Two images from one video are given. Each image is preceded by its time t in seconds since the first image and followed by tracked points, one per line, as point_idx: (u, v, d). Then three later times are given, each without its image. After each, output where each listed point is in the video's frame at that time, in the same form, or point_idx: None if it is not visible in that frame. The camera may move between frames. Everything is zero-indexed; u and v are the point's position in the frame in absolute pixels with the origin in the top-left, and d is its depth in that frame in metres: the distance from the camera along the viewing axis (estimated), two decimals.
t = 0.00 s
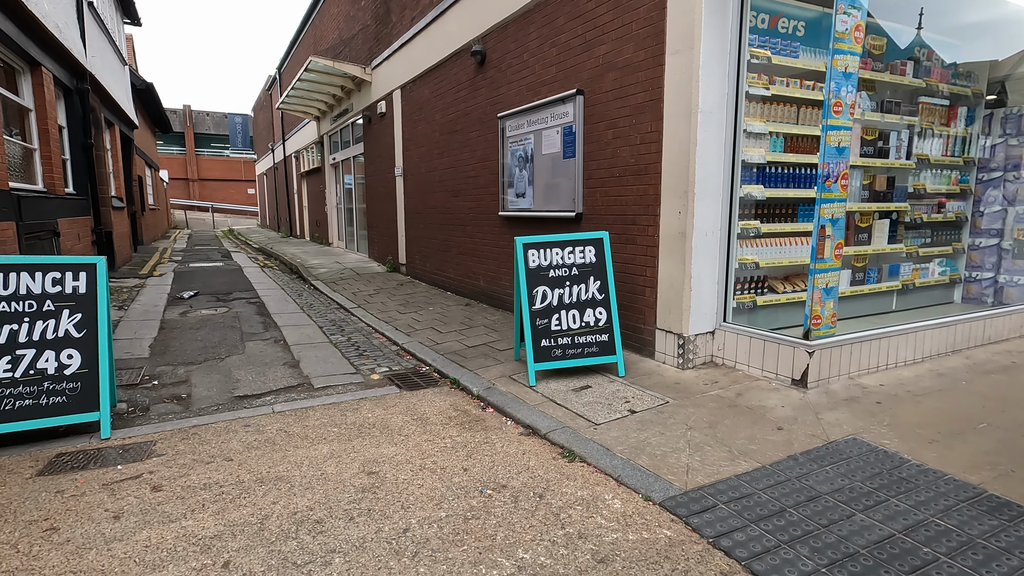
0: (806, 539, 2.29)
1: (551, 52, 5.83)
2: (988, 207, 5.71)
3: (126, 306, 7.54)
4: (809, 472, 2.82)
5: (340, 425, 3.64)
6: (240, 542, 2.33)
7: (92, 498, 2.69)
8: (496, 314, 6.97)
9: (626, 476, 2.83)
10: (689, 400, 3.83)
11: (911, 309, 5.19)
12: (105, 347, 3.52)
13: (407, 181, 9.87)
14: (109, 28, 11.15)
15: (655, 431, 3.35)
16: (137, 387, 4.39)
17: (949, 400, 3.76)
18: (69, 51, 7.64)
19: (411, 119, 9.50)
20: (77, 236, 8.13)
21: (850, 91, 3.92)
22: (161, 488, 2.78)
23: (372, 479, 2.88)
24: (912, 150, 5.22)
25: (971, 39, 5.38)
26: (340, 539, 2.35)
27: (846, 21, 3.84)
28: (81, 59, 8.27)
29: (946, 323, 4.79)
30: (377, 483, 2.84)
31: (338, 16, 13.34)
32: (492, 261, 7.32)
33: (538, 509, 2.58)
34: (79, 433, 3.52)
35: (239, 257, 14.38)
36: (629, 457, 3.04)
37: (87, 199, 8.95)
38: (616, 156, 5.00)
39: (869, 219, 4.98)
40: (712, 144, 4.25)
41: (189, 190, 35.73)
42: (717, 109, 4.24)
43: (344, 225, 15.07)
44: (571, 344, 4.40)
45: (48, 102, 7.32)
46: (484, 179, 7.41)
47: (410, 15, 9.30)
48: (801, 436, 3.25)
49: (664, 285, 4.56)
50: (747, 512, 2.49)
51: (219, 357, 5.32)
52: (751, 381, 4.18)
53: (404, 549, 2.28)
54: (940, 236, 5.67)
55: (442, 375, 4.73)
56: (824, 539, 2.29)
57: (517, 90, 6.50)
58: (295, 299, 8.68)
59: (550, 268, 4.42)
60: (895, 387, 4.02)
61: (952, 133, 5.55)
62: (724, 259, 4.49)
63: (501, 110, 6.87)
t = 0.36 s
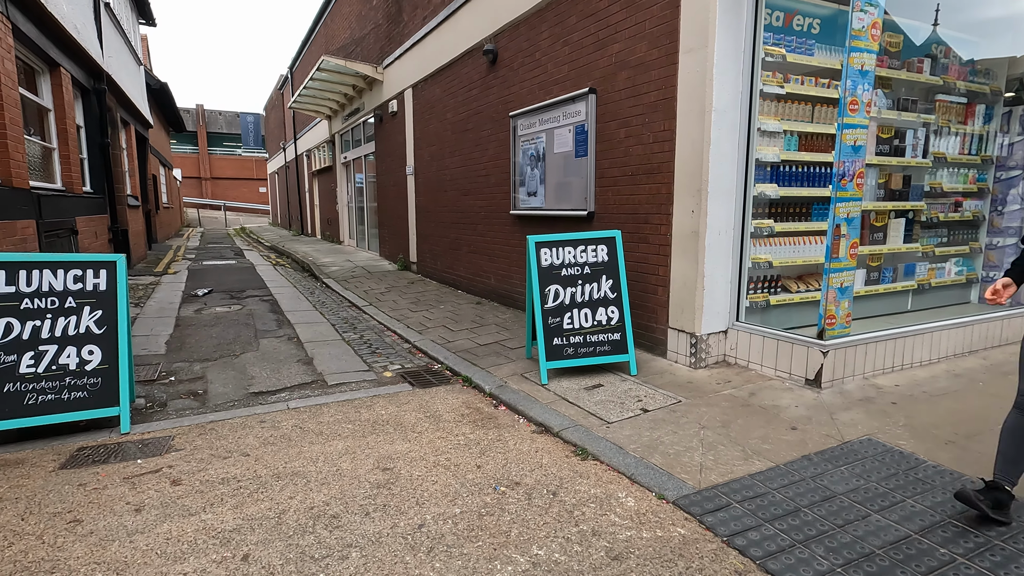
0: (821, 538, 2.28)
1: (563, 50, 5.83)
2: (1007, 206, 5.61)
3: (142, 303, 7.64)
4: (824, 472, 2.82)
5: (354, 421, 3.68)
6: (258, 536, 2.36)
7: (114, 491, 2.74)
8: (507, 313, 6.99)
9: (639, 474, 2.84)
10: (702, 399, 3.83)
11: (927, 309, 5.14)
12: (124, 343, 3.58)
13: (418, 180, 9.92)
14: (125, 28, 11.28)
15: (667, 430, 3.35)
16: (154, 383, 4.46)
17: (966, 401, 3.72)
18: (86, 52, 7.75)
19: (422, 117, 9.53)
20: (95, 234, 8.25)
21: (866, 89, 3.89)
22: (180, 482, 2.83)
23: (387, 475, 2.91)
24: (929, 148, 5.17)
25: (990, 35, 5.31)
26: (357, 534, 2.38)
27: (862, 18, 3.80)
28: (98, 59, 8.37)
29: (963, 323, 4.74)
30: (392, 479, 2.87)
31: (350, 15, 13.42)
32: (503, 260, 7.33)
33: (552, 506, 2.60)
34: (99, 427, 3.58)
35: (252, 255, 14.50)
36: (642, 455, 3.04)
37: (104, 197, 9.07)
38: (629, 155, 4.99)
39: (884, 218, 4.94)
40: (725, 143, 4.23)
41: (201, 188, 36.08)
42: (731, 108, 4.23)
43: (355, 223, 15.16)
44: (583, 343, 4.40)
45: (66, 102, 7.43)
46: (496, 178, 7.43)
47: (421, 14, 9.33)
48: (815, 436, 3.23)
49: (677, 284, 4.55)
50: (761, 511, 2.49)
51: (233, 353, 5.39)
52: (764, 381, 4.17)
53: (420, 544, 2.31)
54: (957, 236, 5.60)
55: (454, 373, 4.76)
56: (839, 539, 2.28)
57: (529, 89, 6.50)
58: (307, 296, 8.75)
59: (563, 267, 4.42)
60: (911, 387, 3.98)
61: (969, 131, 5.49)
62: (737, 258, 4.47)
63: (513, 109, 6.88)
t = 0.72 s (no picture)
0: (823, 539, 2.27)
1: (566, 48, 5.82)
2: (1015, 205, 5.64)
3: (146, 301, 7.66)
4: (827, 472, 2.81)
5: (356, 420, 3.68)
6: (260, 533, 2.36)
7: (117, 488, 2.75)
8: (510, 311, 6.99)
9: (641, 473, 2.83)
10: (704, 398, 3.82)
11: (931, 308, 5.12)
12: (127, 341, 3.59)
13: (421, 178, 9.92)
14: (129, 27, 11.30)
15: (669, 429, 3.34)
16: (158, 381, 4.48)
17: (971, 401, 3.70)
18: (90, 50, 7.77)
19: (425, 116, 9.53)
20: (99, 232, 8.27)
21: (871, 87, 3.86)
22: (182, 479, 2.83)
23: (389, 473, 2.92)
24: (934, 146, 5.14)
25: (997, 33, 5.26)
26: (358, 532, 2.38)
27: (867, 16, 3.78)
28: (102, 57, 8.39)
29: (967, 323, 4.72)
30: (393, 477, 2.87)
31: (353, 13, 13.42)
32: (506, 258, 7.33)
33: (553, 505, 2.59)
34: (102, 425, 3.60)
35: (255, 253, 14.51)
36: (644, 454, 3.04)
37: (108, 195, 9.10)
38: (632, 154, 4.98)
39: (889, 217, 4.91)
40: (729, 141, 4.22)
41: (205, 186, 36.15)
42: (734, 106, 4.21)
43: (358, 222, 15.17)
44: (585, 341, 4.40)
45: (70, 100, 7.45)
46: (498, 176, 7.42)
47: (424, 12, 9.33)
48: (818, 436, 3.22)
49: (680, 282, 4.54)
50: (763, 511, 2.48)
51: (236, 351, 5.41)
52: (767, 380, 4.16)
53: (421, 542, 2.31)
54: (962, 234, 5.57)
55: (456, 371, 4.76)
56: (841, 539, 2.27)
57: (532, 87, 6.49)
58: (310, 294, 8.76)
59: (565, 266, 4.42)
60: (915, 387, 3.96)
61: (974, 129, 5.44)
62: (740, 257, 4.46)
63: (516, 107, 6.86)
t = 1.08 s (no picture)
0: (819, 537, 2.27)
1: (563, 46, 5.80)
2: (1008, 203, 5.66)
3: (140, 300, 7.62)
4: (822, 470, 2.81)
5: (352, 418, 3.67)
6: (255, 533, 2.35)
7: (110, 488, 2.73)
8: (506, 309, 6.98)
9: (637, 472, 2.83)
10: (700, 396, 3.82)
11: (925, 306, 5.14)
12: (120, 340, 3.56)
13: (416, 176, 9.89)
14: (122, 23, 11.21)
15: (665, 427, 3.34)
16: (151, 380, 4.45)
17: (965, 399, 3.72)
18: (82, 46, 7.69)
19: (421, 113, 9.50)
20: (92, 230, 8.21)
21: (867, 86, 3.88)
22: (176, 479, 2.81)
23: (385, 472, 2.90)
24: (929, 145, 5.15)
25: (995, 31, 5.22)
26: (354, 532, 2.37)
27: (863, 14, 3.78)
28: (94, 54, 8.32)
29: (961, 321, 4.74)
30: (389, 476, 2.86)
31: (348, 10, 13.36)
32: (502, 256, 7.32)
33: (549, 504, 2.59)
34: (95, 424, 3.57)
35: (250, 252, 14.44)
36: (640, 452, 3.04)
37: (101, 193, 9.03)
38: (628, 152, 4.97)
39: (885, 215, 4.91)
40: (725, 139, 4.21)
41: (200, 184, 35.95)
42: (730, 104, 4.21)
43: (354, 220, 15.12)
44: (581, 340, 4.39)
45: (62, 97, 7.37)
46: (494, 174, 7.40)
47: (420, 9, 9.29)
48: (813, 434, 3.23)
49: (676, 280, 4.54)
50: (759, 509, 2.48)
51: (231, 350, 5.38)
52: (763, 378, 4.16)
53: (417, 542, 2.30)
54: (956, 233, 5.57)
55: (452, 370, 4.75)
56: (837, 537, 2.28)
57: (527, 84, 6.47)
58: (306, 293, 8.73)
59: (561, 264, 4.40)
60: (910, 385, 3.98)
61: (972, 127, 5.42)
62: (736, 255, 4.46)
63: (512, 105, 6.85)
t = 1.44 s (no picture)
0: (814, 536, 2.27)
1: (559, 45, 5.79)
2: (1001, 203, 5.69)
3: (135, 299, 7.58)
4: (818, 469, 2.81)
5: (347, 418, 3.66)
6: (248, 534, 2.34)
7: (103, 489, 2.71)
8: (503, 309, 6.97)
9: (633, 472, 2.82)
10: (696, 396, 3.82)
11: (921, 305, 5.16)
12: (114, 340, 3.54)
13: (413, 176, 9.87)
14: (118, 21, 11.17)
15: (662, 426, 3.34)
16: (146, 380, 4.42)
17: (960, 398, 3.72)
18: (77, 44, 7.66)
19: (418, 113, 9.48)
20: (87, 230, 8.17)
21: (863, 86, 3.87)
22: (170, 480, 2.80)
23: (380, 472, 2.89)
24: (924, 144, 5.16)
25: (988, 31, 5.26)
26: (348, 532, 2.36)
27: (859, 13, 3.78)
28: (89, 52, 8.28)
29: (957, 320, 4.76)
30: (385, 476, 2.85)
31: (345, 9, 13.33)
32: (499, 255, 7.31)
33: (545, 504, 2.58)
34: (89, 424, 3.55)
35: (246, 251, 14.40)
36: (636, 452, 3.03)
37: (96, 192, 8.99)
38: (624, 151, 4.96)
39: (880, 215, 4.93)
40: (721, 139, 4.21)
41: (196, 184, 35.83)
42: (727, 103, 4.21)
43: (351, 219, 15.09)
44: (578, 339, 4.38)
45: (57, 95, 7.34)
46: (491, 173, 7.39)
47: (416, 8, 9.27)
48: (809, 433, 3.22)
49: (673, 279, 4.54)
50: (754, 508, 2.48)
51: (226, 349, 5.36)
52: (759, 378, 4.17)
53: (412, 542, 2.29)
54: (951, 233, 5.59)
55: (448, 370, 4.74)
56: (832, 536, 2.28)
57: (524, 84, 6.46)
58: (302, 292, 8.70)
59: (557, 263, 4.40)
60: (905, 384, 3.98)
61: (964, 127, 5.47)
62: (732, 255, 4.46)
63: (508, 104, 6.84)
